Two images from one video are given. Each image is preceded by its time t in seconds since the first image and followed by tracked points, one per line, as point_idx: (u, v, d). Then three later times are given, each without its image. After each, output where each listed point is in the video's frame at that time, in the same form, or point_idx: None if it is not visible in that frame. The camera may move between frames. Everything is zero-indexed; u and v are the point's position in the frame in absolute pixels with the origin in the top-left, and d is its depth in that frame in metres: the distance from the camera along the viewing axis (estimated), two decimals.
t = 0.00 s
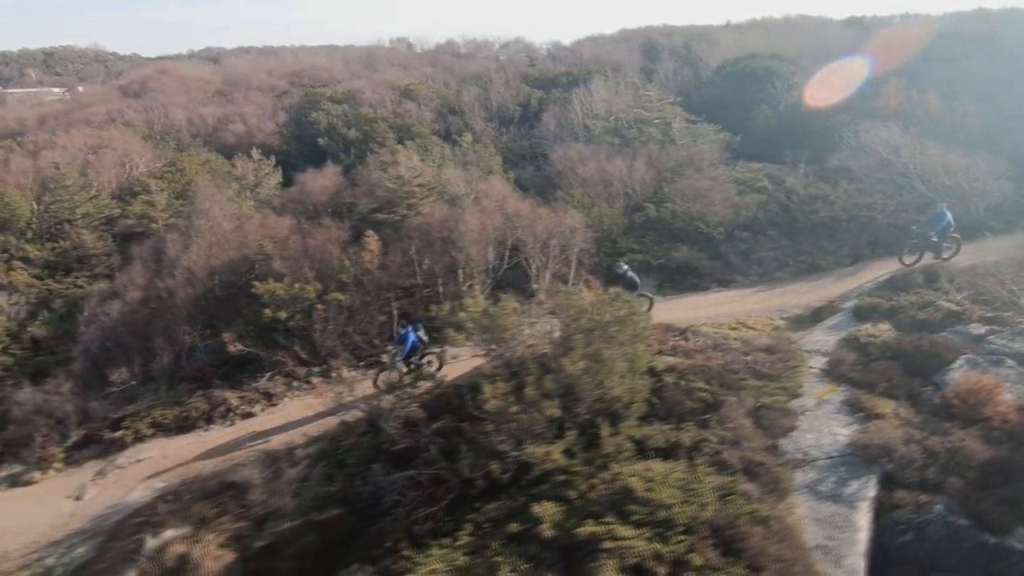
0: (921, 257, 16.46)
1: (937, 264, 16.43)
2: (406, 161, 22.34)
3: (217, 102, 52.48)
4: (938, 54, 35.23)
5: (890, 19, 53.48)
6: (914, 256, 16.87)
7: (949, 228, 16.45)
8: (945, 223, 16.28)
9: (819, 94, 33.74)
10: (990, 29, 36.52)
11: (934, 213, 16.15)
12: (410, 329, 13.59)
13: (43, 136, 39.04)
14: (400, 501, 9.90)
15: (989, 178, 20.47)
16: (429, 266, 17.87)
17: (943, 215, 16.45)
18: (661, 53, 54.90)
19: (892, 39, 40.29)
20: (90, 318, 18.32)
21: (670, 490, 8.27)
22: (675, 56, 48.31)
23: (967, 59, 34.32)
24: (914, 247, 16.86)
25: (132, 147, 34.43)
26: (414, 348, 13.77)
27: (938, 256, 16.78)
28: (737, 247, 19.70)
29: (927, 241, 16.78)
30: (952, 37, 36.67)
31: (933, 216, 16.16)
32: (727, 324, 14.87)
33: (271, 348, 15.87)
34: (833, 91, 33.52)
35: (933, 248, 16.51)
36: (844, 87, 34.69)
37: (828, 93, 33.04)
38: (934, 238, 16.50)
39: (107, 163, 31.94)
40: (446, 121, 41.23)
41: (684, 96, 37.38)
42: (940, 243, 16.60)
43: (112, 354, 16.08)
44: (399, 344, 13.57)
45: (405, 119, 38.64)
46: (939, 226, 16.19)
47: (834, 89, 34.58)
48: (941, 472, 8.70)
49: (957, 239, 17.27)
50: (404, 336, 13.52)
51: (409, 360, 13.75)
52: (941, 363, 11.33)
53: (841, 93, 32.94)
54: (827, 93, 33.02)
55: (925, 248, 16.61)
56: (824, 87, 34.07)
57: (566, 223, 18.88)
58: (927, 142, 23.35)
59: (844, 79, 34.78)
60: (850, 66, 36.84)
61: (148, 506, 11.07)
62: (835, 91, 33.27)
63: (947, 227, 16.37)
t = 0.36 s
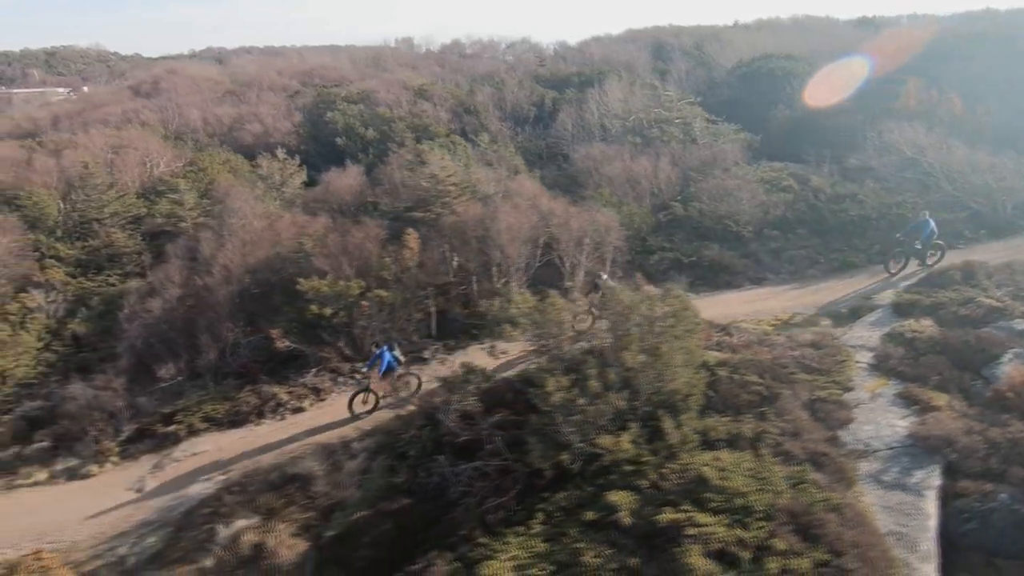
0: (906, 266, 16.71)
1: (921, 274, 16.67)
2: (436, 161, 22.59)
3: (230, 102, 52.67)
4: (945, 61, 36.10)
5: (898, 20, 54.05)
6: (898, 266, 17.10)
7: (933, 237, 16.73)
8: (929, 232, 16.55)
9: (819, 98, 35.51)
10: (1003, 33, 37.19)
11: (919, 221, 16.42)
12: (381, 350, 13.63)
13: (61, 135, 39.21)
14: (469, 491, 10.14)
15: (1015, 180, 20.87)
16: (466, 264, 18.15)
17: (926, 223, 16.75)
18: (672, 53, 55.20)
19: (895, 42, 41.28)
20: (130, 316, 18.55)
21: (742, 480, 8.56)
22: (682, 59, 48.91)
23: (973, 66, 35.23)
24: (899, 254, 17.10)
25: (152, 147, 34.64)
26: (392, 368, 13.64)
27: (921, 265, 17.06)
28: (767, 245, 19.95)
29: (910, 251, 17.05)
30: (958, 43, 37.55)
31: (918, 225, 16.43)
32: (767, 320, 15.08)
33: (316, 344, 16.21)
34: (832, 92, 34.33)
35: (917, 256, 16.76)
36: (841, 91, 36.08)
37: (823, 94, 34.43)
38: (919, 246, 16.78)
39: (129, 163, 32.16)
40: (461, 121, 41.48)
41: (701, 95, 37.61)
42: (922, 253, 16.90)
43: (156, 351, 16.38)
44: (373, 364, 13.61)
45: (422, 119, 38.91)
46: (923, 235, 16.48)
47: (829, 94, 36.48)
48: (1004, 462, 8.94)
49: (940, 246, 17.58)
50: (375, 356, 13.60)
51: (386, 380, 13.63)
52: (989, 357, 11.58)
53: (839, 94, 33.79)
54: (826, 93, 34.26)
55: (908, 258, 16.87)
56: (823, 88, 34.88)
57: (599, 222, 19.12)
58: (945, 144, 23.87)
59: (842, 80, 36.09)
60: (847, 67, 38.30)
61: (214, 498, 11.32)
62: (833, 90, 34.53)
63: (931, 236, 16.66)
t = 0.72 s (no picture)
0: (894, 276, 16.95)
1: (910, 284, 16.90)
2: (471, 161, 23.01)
3: (247, 102, 53.11)
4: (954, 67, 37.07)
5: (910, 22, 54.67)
6: (887, 276, 17.34)
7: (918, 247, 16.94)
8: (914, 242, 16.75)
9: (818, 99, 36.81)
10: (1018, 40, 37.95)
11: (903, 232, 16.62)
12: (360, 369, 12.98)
13: (86, 135, 39.66)
14: (540, 479, 10.47)
15: None
16: (508, 262, 18.55)
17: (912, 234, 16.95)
18: (686, 53, 55.62)
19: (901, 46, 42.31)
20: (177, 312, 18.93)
21: (815, 466, 8.92)
22: (691, 63, 49.60)
23: (983, 73, 36.16)
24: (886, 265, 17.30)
25: (178, 147, 35.08)
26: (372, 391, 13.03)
27: (909, 275, 17.27)
28: (800, 244, 20.33)
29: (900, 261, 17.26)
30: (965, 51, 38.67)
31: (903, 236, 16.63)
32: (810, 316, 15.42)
33: (366, 340, 16.64)
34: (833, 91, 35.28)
35: (905, 267, 16.97)
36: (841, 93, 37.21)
37: (826, 95, 35.50)
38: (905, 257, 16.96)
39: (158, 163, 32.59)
40: (481, 121, 41.90)
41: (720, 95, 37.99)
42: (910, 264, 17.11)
43: (207, 345, 16.77)
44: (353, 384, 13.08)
45: (444, 120, 39.34)
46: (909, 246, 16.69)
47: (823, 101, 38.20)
48: None
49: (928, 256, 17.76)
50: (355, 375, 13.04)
51: (365, 403, 13.10)
52: None
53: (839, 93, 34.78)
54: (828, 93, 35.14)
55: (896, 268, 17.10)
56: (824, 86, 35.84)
57: (636, 220, 19.50)
58: (969, 147, 24.44)
59: (842, 80, 37.19)
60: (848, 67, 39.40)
61: (286, 486, 11.69)
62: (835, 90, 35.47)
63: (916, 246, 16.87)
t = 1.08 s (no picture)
0: (879, 280, 17.28)
1: (892, 291, 17.22)
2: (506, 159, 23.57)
3: (265, 101, 53.65)
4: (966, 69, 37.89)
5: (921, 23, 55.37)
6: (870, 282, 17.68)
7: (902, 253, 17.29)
8: (897, 248, 17.10)
9: (818, 98, 37.99)
10: None
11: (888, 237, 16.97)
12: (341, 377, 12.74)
13: (112, 134, 40.21)
14: (612, 459, 10.99)
15: None
16: (551, 257, 19.13)
17: (896, 241, 17.30)
18: (699, 53, 56.17)
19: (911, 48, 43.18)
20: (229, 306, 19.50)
21: (883, 444, 9.47)
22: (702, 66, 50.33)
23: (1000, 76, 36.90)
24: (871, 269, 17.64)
25: (206, 145, 35.65)
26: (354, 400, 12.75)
27: (892, 281, 17.68)
28: (833, 240, 20.90)
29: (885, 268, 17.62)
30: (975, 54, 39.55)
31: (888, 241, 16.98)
32: (851, 308, 15.92)
33: (419, 331, 17.18)
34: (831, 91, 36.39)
35: (889, 273, 17.37)
36: (843, 93, 38.17)
37: (829, 96, 36.55)
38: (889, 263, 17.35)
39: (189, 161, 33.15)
40: (501, 119, 42.48)
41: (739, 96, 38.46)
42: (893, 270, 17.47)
43: (263, 334, 17.43)
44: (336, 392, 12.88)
45: (465, 120, 39.97)
46: (893, 251, 17.16)
47: (822, 103, 39.36)
48: None
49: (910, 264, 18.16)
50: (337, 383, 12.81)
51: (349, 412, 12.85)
52: None
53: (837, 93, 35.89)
54: (828, 94, 36.05)
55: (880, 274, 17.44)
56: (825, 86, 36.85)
57: (674, 217, 20.04)
58: (995, 145, 25.04)
59: (854, 80, 37.89)
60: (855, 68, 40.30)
61: (362, 467, 12.23)
62: (835, 91, 36.47)
63: (900, 253, 17.24)
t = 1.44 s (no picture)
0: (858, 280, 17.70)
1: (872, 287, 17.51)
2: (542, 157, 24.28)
3: (284, 100, 54.32)
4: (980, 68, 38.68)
5: (930, 23, 56.21)
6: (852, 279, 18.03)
7: (883, 253, 17.66)
8: (878, 249, 17.47)
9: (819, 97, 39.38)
10: None
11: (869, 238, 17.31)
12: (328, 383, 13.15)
13: (139, 132, 40.88)
14: (680, 433, 11.68)
15: None
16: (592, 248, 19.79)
17: (876, 241, 17.63)
18: (712, 53, 56.93)
19: (919, 48, 44.24)
20: (282, 297, 20.20)
21: (943, 417, 10.18)
22: (714, 67, 51.13)
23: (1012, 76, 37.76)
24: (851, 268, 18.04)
25: (236, 144, 36.38)
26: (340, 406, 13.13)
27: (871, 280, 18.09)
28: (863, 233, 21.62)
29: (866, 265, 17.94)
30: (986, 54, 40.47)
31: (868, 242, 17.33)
32: (889, 297, 16.56)
33: (471, 319, 17.88)
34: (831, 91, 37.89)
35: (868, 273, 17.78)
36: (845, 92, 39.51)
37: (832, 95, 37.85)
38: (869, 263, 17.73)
39: (221, 158, 33.84)
40: (521, 118, 43.19)
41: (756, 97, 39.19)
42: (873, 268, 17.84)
43: (318, 324, 18.34)
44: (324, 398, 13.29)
45: (488, 119, 40.75)
46: (872, 251, 17.51)
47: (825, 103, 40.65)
48: None
49: (892, 262, 18.57)
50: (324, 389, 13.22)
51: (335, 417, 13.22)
52: None
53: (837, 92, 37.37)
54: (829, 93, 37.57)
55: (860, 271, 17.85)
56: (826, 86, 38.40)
57: (707, 212, 20.95)
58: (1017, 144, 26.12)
59: (869, 80, 38.65)
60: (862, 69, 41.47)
61: (436, 444, 12.93)
62: (836, 91, 37.94)
63: (880, 253, 17.58)
